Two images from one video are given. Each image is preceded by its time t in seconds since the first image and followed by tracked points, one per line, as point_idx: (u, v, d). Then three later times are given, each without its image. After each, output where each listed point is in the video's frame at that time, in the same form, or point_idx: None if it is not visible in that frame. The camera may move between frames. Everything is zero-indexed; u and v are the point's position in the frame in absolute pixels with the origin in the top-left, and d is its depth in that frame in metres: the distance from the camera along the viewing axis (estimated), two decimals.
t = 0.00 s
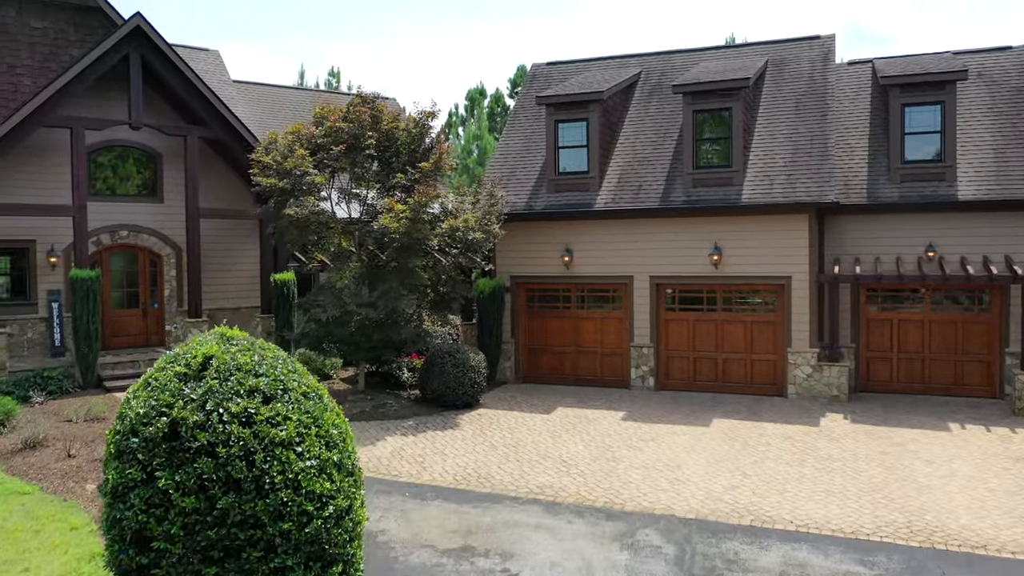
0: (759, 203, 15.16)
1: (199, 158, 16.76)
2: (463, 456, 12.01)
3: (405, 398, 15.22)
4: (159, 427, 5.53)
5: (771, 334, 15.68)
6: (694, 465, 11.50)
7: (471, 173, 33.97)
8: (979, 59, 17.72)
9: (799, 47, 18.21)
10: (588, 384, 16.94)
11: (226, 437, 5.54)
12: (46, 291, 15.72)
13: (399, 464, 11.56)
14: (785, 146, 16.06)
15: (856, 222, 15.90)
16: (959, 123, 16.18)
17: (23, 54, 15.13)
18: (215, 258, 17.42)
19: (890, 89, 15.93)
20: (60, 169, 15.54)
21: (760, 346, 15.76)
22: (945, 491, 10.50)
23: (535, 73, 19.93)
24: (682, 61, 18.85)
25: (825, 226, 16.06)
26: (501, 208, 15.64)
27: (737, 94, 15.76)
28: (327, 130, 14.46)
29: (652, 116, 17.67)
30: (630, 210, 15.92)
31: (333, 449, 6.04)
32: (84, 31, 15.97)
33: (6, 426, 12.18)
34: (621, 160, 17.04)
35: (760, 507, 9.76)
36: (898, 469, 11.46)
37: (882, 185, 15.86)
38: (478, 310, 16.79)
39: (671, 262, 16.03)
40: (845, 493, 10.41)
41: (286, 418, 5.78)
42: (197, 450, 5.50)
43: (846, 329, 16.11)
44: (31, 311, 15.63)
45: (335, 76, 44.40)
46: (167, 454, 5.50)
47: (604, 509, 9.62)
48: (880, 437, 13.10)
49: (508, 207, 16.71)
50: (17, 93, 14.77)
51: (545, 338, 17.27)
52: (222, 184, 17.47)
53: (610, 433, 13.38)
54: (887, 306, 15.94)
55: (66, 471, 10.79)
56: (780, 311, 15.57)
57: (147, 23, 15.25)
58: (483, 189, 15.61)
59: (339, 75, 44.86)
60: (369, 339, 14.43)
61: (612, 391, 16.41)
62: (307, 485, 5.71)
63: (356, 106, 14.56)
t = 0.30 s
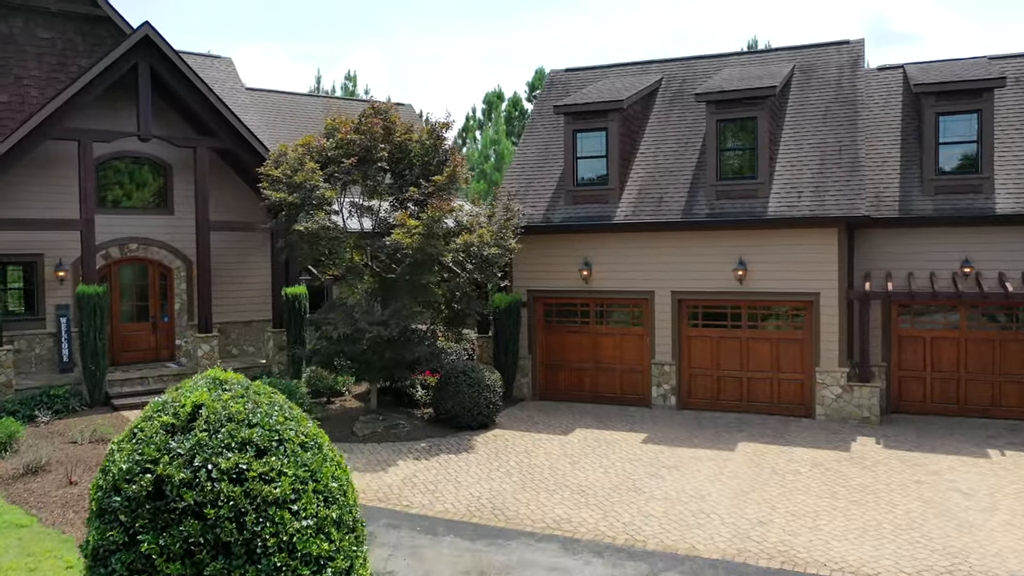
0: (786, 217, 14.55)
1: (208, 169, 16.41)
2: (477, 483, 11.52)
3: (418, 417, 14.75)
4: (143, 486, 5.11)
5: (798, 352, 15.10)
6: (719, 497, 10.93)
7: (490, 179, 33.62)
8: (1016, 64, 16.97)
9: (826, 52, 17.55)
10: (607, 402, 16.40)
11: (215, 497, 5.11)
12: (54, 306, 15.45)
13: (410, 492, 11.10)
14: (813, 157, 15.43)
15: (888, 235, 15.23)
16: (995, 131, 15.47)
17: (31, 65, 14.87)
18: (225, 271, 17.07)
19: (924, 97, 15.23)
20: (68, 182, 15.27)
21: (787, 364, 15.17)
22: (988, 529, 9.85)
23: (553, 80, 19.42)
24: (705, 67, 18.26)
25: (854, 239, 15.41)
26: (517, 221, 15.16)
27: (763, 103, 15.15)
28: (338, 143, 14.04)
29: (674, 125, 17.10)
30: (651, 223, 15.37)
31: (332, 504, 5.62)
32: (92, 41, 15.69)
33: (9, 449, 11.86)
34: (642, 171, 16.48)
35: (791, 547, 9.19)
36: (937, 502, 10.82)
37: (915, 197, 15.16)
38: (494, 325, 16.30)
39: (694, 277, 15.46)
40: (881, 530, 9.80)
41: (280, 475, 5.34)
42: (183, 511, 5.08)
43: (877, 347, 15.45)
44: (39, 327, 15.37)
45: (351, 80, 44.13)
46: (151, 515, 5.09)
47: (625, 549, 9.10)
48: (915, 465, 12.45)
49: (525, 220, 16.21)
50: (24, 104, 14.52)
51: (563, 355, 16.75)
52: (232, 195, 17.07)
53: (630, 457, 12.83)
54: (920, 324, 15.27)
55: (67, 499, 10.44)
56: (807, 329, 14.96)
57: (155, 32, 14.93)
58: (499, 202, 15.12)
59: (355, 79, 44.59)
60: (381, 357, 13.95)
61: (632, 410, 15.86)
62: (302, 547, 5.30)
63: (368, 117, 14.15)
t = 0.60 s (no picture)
0: (815, 230, 13.93)
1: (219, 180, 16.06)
2: (491, 512, 11.03)
3: (431, 437, 14.27)
4: (121, 552, 4.74)
5: (827, 372, 14.45)
6: (747, 531, 10.34)
7: (507, 184, 33.16)
8: None
9: (856, 57, 16.87)
10: (627, 420, 15.85)
11: (197, 565, 4.71)
12: (62, 321, 15.19)
13: (420, 521, 10.65)
14: (843, 167, 14.79)
15: (923, 249, 14.55)
16: None
17: (38, 76, 14.61)
18: (236, 284, 16.72)
19: (959, 104, 14.46)
20: (75, 195, 14.99)
21: (815, 384, 14.54)
22: None
23: (572, 86, 18.90)
24: (729, 73, 17.66)
25: (887, 254, 14.74)
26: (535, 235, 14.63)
27: (790, 112, 14.54)
28: (349, 154, 13.61)
29: (697, 133, 16.52)
30: (673, 235, 14.80)
31: (330, 566, 5.17)
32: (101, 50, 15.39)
33: (11, 472, 11.57)
34: (664, 181, 15.91)
35: None
36: (979, 538, 10.17)
37: (950, 209, 14.45)
38: (510, 340, 15.79)
39: (718, 292, 14.86)
40: (920, 571, 9.19)
41: (271, 538, 4.91)
42: None
43: (911, 366, 14.77)
44: (47, 341, 15.11)
45: (368, 83, 43.80)
46: None
47: None
48: (953, 494, 11.80)
49: (542, 232, 15.69)
50: (30, 116, 14.31)
51: (582, 371, 16.21)
52: (242, 206, 16.69)
53: (651, 483, 12.27)
54: (956, 342, 14.57)
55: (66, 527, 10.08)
56: (837, 347, 14.32)
57: (164, 41, 14.62)
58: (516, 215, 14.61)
59: (372, 82, 44.27)
60: (393, 376, 13.47)
61: (653, 429, 15.30)
62: None
63: (380, 127, 13.73)
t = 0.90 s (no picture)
0: (841, 244, 13.33)
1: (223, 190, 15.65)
2: (501, 543, 10.51)
3: (440, 458, 13.78)
4: None
5: (852, 392, 13.83)
6: (770, 567, 9.77)
7: (521, 189, 32.62)
8: None
9: (882, 62, 16.23)
10: (643, 439, 15.30)
11: None
12: (64, 335, 14.86)
13: (426, 553, 10.17)
14: (870, 177, 14.16)
15: (954, 264, 13.90)
16: None
17: (39, 85, 14.27)
18: (241, 296, 16.32)
19: (993, 112, 13.80)
20: (77, 206, 14.64)
21: (840, 404, 13.92)
22: None
23: (586, 92, 18.36)
24: (750, 78, 17.06)
25: (916, 268, 14.10)
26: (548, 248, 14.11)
27: (815, 120, 13.95)
28: (356, 166, 13.16)
29: (716, 141, 15.93)
30: (691, 249, 14.24)
31: None
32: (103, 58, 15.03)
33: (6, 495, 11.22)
34: (682, 192, 15.34)
35: None
36: None
37: (984, 222, 13.77)
38: (522, 355, 15.29)
39: (738, 308, 14.28)
40: None
41: None
42: None
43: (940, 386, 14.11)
44: (48, 356, 14.77)
45: (380, 85, 43.36)
46: None
47: None
48: (989, 526, 11.15)
49: (556, 244, 15.17)
50: (31, 126, 13.99)
51: (596, 388, 15.66)
52: (248, 217, 16.28)
53: (669, 510, 11.71)
54: (988, 361, 13.90)
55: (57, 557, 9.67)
56: (863, 366, 13.70)
57: (168, 48, 14.25)
58: (528, 227, 14.08)
59: (384, 84, 43.84)
60: (401, 397, 12.97)
61: (670, 450, 14.74)
62: None
63: (388, 138, 13.27)
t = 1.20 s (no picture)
0: (866, 258, 12.73)
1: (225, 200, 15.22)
2: None
3: (447, 479, 13.29)
4: None
5: (878, 412, 13.23)
6: None
7: (532, 193, 32.18)
8: None
9: (908, 66, 15.59)
10: (658, 458, 14.75)
11: None
12: (62, 349, 14.49)
13: None
14: (896, 187, 13.55)
15: (984, 278, 13.27)
16: None
17: (36, 93, 13.90)
18: (245, 309, 15.90)
19: None
20: (75, 217, 14.26)
21: (865, 424, 13.32)
22: None
23: (599, 97, 17.83)
24: (769, 83, 16.47)
25: (944, 282, 13.48)
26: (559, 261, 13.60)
27: (839, 128, 13.34)
28: (359, 177, 12.68)
29: (734, 149, 15.36)
30: (708, 262, 13.69)
31: None
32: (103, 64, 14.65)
33: None
34: (698, 201, 14.78)
35: None
36: None
37: (1017, 234, 13.11)
38: (533, 370, 14.77)
39: (757, 323, 13.72)
40: None
41: None
42: None
43: (970, 406, 13.47)
44: (46, 371, 14.40)
45: (391, 88, 42.99)
46: None
47: None
48: None
49: (568, 256, 14.65)
50: (28, 135, 13.62)
51: (609, 405, 15.12)
52: (251, 227, 15.84)
53: (686, 539, 11.16)
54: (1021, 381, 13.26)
55: None
56: (889, 385, 13.10)
57: (167, 54, 13.85)
58: (539, 240, 13.57)
59: (395, 87, 43.48)
60: (407, 417, 12.50)
61: (686, 470, 14.18)
62: None
63: (393, 148, 12.79)
